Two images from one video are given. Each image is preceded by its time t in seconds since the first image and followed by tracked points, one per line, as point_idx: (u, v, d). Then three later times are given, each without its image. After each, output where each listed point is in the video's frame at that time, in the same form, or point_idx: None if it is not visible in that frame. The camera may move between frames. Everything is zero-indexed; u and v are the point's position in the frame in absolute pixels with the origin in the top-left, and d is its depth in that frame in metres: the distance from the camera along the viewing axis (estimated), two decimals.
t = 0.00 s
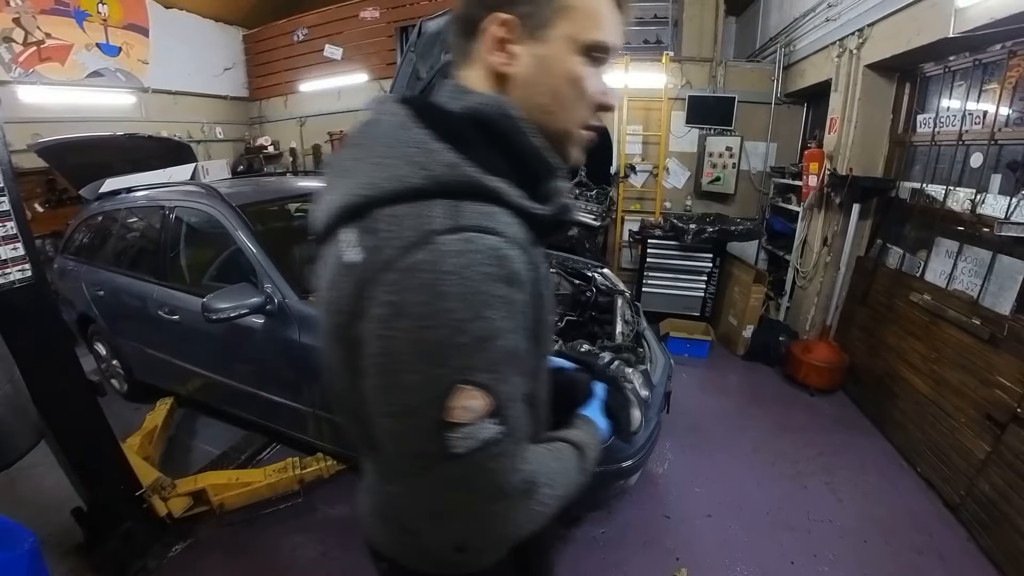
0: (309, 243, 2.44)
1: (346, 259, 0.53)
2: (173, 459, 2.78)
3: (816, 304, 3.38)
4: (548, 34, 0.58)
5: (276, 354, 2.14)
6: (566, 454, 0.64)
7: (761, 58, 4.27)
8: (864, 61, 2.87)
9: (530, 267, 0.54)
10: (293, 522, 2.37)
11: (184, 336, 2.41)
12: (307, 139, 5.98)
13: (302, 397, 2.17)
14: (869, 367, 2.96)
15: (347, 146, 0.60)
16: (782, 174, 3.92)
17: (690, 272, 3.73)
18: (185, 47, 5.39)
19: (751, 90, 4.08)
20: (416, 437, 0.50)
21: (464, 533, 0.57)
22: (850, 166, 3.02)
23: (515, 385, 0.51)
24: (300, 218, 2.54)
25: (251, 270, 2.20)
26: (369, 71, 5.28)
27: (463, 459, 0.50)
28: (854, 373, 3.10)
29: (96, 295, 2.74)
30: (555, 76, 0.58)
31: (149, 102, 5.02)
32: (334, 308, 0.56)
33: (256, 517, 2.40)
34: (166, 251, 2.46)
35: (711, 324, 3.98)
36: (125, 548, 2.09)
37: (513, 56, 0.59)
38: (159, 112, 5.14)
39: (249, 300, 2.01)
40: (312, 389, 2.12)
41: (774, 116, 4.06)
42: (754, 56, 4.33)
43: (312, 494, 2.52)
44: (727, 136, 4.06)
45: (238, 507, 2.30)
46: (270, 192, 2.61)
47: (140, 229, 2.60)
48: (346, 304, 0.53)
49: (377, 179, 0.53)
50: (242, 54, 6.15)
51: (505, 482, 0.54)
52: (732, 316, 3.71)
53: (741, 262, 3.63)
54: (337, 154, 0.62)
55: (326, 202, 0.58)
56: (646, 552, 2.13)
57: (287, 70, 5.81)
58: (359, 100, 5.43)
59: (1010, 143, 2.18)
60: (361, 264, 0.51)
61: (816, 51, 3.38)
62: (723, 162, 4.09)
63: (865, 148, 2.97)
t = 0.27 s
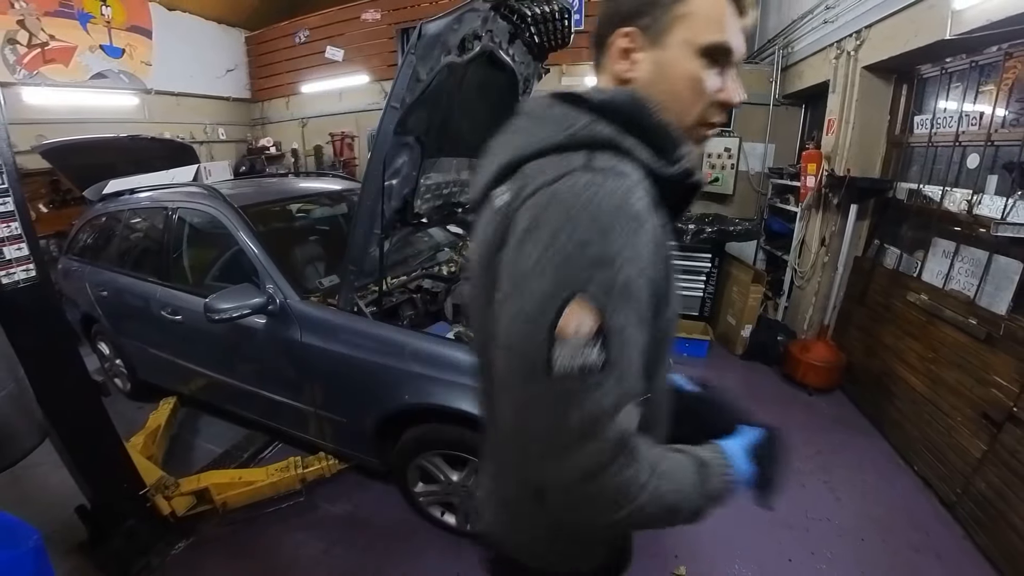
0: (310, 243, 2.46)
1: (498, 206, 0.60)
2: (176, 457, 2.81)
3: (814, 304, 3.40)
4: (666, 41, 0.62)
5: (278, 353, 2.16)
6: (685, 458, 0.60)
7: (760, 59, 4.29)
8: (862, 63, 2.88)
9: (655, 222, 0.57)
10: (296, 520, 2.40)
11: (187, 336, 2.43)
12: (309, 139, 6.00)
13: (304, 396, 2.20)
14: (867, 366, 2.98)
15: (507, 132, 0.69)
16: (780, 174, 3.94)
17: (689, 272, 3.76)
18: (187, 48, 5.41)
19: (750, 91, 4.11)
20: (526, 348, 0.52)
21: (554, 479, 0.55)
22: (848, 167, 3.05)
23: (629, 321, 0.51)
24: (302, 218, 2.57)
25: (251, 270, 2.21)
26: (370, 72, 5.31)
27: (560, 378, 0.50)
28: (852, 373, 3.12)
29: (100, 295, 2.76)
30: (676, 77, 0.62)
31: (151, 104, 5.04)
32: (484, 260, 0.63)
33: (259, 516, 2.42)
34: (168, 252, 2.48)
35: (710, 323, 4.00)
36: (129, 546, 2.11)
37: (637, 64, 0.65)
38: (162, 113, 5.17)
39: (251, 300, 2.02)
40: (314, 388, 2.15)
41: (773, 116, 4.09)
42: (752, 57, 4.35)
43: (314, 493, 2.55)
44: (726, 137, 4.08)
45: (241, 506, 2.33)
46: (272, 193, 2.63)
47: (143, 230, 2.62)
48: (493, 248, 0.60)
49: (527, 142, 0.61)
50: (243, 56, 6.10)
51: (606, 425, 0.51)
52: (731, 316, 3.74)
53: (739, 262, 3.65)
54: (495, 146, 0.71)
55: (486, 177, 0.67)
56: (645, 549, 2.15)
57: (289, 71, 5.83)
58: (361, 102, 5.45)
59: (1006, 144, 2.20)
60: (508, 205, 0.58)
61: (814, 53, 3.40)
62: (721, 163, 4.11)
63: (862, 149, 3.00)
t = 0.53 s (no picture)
0: (312, 243, 2.48)
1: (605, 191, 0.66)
2: (179, 456, 2.83)
3: (812, 304, 3.42)
4: (769, 39, 0.66)
5: (280, 353, 2.18)
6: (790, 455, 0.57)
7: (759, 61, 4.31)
8: (859, 65, 2.90)
9: (746, 213, 0.59)
10: (298, 518, 2.42)
11: (190, 336, 2.45)
12: (311, 140, 6.01)
13: (306, 395, 2.22)
14: (865, 366, 3.00)
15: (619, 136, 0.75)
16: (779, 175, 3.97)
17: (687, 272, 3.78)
18: (191, 50, 5.44)
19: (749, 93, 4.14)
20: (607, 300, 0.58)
21: (614, 425, 0.58)
22: (845, 168, 3.06)
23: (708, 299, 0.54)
24: (304, 219, 2.59)
25: (253, 270, 2.23)
26: (371, 74, 5.33)
27: (636, 328, 0.55)
28: (850, 373, 3.14)
29: (103, 295, 2.78)
30: (779, 72, 0.65)
31: (154, 105, 5.06)
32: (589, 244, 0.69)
33: (262, 514, 2.45)
34: (171, 253, 2.51)
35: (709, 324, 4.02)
36: (132, 543, 2.13)
37: (739, 62, 0.68)
38: (166, 115, 5.19)
39: (253, 300, 2.04)
40: (316, 387, 2.17)
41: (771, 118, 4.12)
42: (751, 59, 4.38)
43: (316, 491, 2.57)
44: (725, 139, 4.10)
45: (244, 504, 2.35)
46: (274, 194, 2.66)
47: (146, 231, 2.64)
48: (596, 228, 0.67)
49: (631, 137, 0.67)
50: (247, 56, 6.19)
51: (678, 381, 0.54)
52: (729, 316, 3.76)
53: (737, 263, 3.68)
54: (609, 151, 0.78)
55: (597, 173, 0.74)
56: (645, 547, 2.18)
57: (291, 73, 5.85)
58: (364, 103, 5.46)
59: (1003, 145, 2.22)
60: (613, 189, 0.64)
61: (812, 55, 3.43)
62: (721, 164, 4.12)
63: (859, 150, 3.02)
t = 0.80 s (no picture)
0: (313, 244, 2.51)
1: (748, 243, 0.53)
2: (182, 455, 2.85)
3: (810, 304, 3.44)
4: (919, 62, 0.55)
5: (282, 353, 2.20)
6: (979, 498, 0.52)
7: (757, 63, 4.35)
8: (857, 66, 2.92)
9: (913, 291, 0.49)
10: (300, 516, 2.44)
11: (192, 336, 2.47)
12: (315, 142, 5.96)
13: (308, 395, 2.24)
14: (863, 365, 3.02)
15: (740, 166, 0.62)
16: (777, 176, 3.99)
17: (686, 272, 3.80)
18: (194, 52, 5.46)
19: (747, 94, 4.17)
20: (764, 375, 0.48)
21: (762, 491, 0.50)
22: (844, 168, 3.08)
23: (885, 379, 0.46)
24: (306, 220, 2.62)
25: (255, 270, 2.25)
26: (372, 75, 5.35)
27: (805, 413, 0.45)
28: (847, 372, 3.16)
29: (107, 296, 2.80)
30: (929, 103, 0.54)
31: (158, 106, 5.08)
32: (717, 299, 0.56)
33: (264, 513, 2.47)
34: (174, 254, 2.53)
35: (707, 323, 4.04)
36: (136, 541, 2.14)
37: (885, 89, 0.57)
38: (169, 116, 5.21)
39: (255, 300, 2.05)
40: (317, 387, 2.19)
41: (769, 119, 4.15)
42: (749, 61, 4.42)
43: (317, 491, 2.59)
44: (724, 139, 4.12)
45: (247, 503, 2.38)
46: (276, 195, 2.68)
47: (149, 232, 2.67)
48: (734, 286, 0.54)
49: (779, 180, 0.54)
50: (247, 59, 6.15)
51: (855, 476, 0.47)
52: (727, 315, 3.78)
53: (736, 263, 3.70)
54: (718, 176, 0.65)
55: (718, 211, 0.61)
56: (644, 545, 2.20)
57: (292, 74, 5.86)
58: (365, 104, 5.48)
59: (999, 146, 2.23)
60: (763, 246, 0.52)
61: (809, 56, 3.45)
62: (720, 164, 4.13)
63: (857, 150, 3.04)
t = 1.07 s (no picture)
0: (315, 244, 2.53)
1: None
2: (184, 453, 2.87)
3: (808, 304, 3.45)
4: None
5: (284, 353, 2.23)
6: None
7: (755, 65, 4.36)
8: (855, 68, 2.94)
9: None
10: (302, 514, 2.47)
11: (195, 336, 2.50)
12: (315, 142, 6.00)
13: (310, 394, 2.27)
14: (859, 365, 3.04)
15: (982, 187, 0.53)
16: (775, 177, 4.01)
17: (685, 272, 3.83)
18: (197, 53, 5.48)
19: (746, 95, 4.19)
20: None
21: None
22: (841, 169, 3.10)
23: None
24: (308, 221, 2.64)
25: (257, 270, 2.28)
26: (373, 76, 5.37)
27: None
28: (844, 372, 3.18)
29: (110, 296, 2.83)
30: None
31: (161, 107, 5.10)
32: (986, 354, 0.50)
33: (266, 510, 2.49)
34: (177, 254, 2.56)
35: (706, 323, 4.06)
36: (139, 539, 2.16)
37: None
38: (172, 117, 5.24)
39: (257, 301, 2.07)
40: (319, 386, 2.21)
41: (767, 120, 4.17)
42: (747, 63, 4.44)
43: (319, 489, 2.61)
44: (723, 140, 4.14)
45: (249, 501, 2.40)
46: (279, 196, 2.71)
47: (152, 233, 2.70)
48: None
49: None
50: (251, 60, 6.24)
51: None
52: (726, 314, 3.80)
53: (735, 263, 3.72)
54: (939, 191, 0.55)
55: (962, 243, 0.52)
56: (642, 542, 2.22)
57: (294, 75, 5.89)
58: (366, 105, 5.50)
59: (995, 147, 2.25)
60: None
61: (808, 58, 3.47)
62: (718, 165, 4.16)
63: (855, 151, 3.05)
